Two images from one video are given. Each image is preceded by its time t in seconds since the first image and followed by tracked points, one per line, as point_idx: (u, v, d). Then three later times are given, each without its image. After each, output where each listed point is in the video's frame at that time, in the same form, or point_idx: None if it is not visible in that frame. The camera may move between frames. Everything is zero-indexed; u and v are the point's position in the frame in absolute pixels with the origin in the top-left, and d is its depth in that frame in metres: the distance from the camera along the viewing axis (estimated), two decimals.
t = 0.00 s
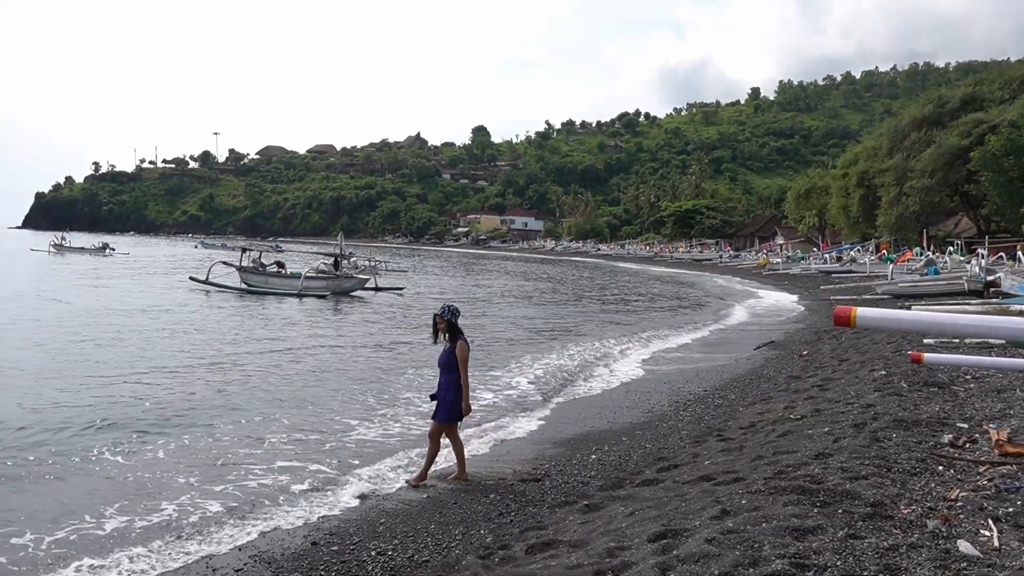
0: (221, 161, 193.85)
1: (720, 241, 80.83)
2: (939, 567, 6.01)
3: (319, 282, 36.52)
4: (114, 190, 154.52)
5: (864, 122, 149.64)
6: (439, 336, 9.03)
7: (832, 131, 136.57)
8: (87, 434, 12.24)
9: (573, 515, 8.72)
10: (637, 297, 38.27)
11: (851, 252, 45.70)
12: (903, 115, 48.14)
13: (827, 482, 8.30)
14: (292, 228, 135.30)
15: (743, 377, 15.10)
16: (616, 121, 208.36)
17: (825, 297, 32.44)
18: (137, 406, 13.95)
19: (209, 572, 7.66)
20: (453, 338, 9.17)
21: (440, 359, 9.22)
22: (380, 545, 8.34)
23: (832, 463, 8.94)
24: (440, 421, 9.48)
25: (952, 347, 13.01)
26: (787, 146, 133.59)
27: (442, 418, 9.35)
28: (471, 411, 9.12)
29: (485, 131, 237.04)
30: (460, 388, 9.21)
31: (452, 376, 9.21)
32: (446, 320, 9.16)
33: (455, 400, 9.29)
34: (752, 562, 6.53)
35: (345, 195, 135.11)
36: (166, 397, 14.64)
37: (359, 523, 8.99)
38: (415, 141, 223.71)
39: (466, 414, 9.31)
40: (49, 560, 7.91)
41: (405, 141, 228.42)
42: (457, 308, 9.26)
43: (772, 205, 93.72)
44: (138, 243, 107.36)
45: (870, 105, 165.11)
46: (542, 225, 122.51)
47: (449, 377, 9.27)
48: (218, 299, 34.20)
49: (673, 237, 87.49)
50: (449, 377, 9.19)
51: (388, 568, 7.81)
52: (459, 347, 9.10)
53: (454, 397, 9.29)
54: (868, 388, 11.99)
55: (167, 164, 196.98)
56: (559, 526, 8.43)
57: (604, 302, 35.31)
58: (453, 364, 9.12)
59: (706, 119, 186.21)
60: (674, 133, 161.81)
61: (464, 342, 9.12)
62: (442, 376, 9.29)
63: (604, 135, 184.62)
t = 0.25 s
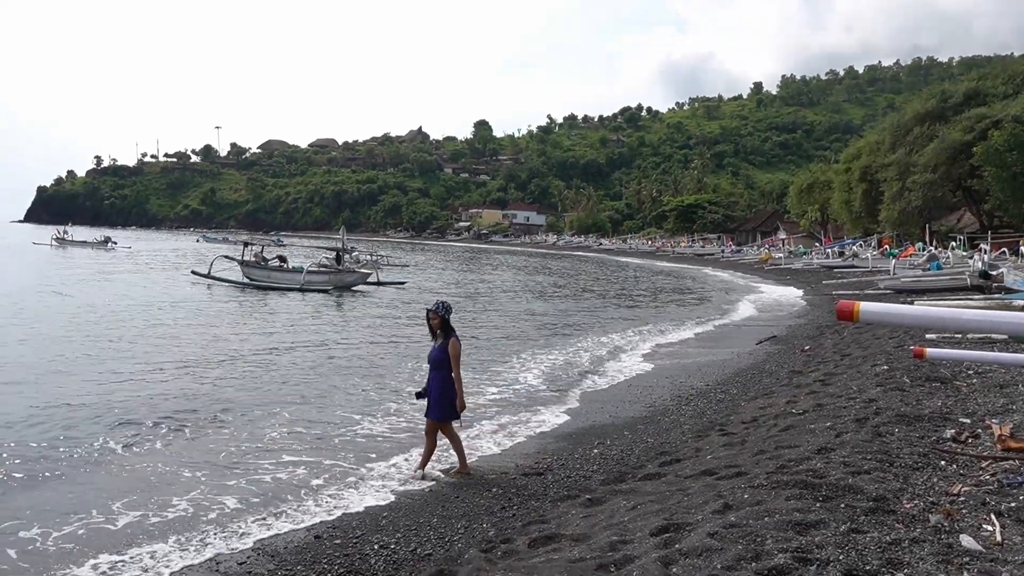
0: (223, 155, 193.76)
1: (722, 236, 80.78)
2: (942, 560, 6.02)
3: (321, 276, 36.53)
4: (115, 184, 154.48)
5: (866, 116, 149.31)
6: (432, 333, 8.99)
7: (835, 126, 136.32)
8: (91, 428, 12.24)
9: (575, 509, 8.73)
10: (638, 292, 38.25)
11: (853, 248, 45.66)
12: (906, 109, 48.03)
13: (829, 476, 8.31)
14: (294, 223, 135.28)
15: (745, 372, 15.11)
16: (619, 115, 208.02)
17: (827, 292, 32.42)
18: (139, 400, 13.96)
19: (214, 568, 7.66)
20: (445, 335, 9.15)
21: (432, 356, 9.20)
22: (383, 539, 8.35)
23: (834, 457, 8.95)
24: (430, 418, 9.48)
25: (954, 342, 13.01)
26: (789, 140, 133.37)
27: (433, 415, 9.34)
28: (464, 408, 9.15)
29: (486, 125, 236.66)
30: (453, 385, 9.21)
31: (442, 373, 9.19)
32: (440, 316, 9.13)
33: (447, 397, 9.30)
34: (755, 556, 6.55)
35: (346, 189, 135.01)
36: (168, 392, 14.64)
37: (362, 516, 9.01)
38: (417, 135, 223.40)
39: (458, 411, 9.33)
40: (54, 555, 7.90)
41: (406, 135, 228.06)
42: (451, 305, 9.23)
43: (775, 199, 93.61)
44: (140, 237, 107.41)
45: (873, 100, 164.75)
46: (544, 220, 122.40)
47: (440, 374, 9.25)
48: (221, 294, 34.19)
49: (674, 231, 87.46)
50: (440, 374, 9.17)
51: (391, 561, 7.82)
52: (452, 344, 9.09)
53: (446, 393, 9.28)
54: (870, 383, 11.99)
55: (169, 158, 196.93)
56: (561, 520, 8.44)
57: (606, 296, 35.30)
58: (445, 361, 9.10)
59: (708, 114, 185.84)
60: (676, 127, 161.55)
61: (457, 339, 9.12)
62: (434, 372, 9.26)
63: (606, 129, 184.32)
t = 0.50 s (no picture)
0: (231, 149, 194.06)
1: (730, 229, 80.56)
2: (952, 554, 6.01)
3: (329, 270, 36.61)
4: (124, 178, 155.10)
5: (876, 108, 148.35)
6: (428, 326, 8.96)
7: (843, 118, 135.60)
8: (101, 422, 12.31)
9: (584, 501, 8.73)
10: (646, 285, 38.18)
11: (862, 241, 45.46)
12: (916, 101, 47.72)
13: (839, 469, 8.28)
14: (302, 216, 135.49)
15: (753, 365, 15.09)
16: (626, 108, 207.34)
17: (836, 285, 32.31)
18: (148, 394, 14.02)
19: (224, 560, 7.70)
20: (441, 327, 9.13)
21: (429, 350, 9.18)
22: (392, 531, 8.37)
23: (844, 451, 8.92)
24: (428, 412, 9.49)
25: (964, 335, 12.95)
26: (797, 133, 132.76)
27: (431, 408, 9.34)
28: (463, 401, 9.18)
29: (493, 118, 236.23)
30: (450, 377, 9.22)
31: (438, 366, 9.17)
32: (435, 310, 9.09)
33: (445, 390, 9.31)
34: (764, 548, 6.54)
35: (354, 183, 135.06)
36: (178, 385, 14.71)
37: (372, 509, 9.04)
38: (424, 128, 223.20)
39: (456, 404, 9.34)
40: (68, 546, 7.97)
41: (413, 128, 227.89)
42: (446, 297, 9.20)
43: (783, 192, 93.22)
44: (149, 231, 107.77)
45: (882, 92, 163.73)
46: (551, 213, 122.21)
47: (435, 367, 9.23)
48: (230, 287, 34.30)
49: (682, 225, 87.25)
50: (436, 367, 9.15)
51: (401, 553, 7.84)
52: (449, 336, 9.08)
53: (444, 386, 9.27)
54: (879, 376, 11.95)
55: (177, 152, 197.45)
56: (570, 513, 8.44)
57: (615, 290, 35.25)
58: (442, 355, 9.09)
59: (716, 106, 184.96)
60: (684, 120, 160.97)
61: (453, 331, 9.12)
62: (431, 365, 9.26)
63: (614, 122, 183.78)
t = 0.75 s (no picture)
0: (237, 145, 194.30)
1: (736, 224, 80.37)
2: (961, 548, 5.99)
3: (335, 265, 36.67)
4: (131, 174, 155.52)
5: (884, 102, 147.54)
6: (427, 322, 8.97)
7: (851, 112, 135.00)
8: (109, 417, 12.37)
9: (591, 496, 8.73)
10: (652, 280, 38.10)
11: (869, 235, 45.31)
12: (924, 95, 47.47)
13: (847, 464, 8.26)
14: (308, 212, 135.64)
15: (760, 359, 15.05)
16: (632, 103, 206.74)
17: (843, 279, 32.21)
18: (156, 389, 14.06)
19: (232, 555, 7.73)
20: (440, 323, 9.14)
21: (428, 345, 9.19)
22: (400, 525, 8.39)
23: (852, 445, 8.89)
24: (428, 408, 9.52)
25: (972, 330, 12.89)
26: (804, 127, 132.24)
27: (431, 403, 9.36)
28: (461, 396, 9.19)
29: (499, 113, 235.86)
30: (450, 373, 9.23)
31: (437, 362, 9.20)
32: (433, 305, 9.11)
33: (444, 385, 9.32)
34: (772, 543, 6.53)
35: (359, 178, 135.09)
36: (185, 380, 14.76)
37: (380, 503, 9.07)
38: (430, 123, 223.04)
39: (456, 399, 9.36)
40: (78, 541, 8.01)
41: (419, 123, 227.77)
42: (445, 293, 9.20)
43: (790, 186, 92.91)
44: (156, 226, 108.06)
45: (890, 85, 162.86)
46: (557, 208, 122.04)
47: (436, 362, 9.25)
48: (236, 282, 34.36)
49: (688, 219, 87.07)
50: (435, 363, 9.18)
51: (408, 547, 7.86)
52: (448, 332, 9.09)
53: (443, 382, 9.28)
54: (887, 371, 11.92)
55: (183, 148, 197.84)
56: (577, 507, 8.45)
57: (622, 285, 35.20)
58: (441, 350, 9.11)
59: (722, 101, 184.26)
60: (690, 114, 160.47)
61: (452, 327, 9.13)
62: (431, 361, 9.26)
63: (620, 117, 183.33)
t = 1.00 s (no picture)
0: (242, 141, 194.58)
1: (741, 220, 80.26)
2: (966, 544, 5.99)
3: (341, 261, 36.73)
4: (136, 170, 155.85)
5: (890, 97, 146.95)
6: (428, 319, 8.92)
7: (857, 107, 134.57)
8: (114, 413, 12.42)
9: (596, 491, 8.75)
10: (657, 276, 38.07)
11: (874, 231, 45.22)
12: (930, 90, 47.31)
13: (853, 460, 8.25)
14: (313, 208, 135.83)
15: (765, 355, 15.04)
16: (637, 98, 206.40)
17: (848, 275, 32.20)
18: (161, 385, 14.12)
19: (239, 550, 7.77)
20: (440, 319, 9.12)
21: (428, 342, 9.14)
22: (406, 520, 8.41)
23: (857, 441, 8.89)
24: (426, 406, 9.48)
25: (978, 326, 12.86)
26: (810, 123, 131.90)
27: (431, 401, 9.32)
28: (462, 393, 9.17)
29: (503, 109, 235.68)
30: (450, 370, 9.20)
31: (438, 359, 9.15)
32: (432, 302, 9.09)
33: (444, 382, 9.28)
34: (778, 539, 6.52)
35: (364, 174, 135.16)
36: (191, 376, 14.81)
37: (385, 498, 9.08)
38: (435, 119, 223.01)
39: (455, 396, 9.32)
40: (86, 535, 8.06)
41: (424, 119, 227.77)
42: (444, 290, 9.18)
43: (795, 182, 92.74)
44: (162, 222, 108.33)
45: (896, 80, 162.34)
46: (562, 203, 121.92)
47: (435, 360, 9.20)
48: (242, 279, 34.44)
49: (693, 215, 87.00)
50: (436, 360, 9.12)
51: (414, 542, 7.89)
52: (449, 329, 9.07)
53: (443, 379, 9.24)
54: (893, 367, 11.90)
55: (188, 144, 198.31)
56: (582, 503, 8.46)
57: (627, 281, 35.16)
58: (441, 347, 9.05)
59: (727, 96, 183.71)
60: (695, 109, 160.15)
61: (452, 324, 9.11)
62: (431, 358, 9.22)
63: (625, 113, 183.09)
